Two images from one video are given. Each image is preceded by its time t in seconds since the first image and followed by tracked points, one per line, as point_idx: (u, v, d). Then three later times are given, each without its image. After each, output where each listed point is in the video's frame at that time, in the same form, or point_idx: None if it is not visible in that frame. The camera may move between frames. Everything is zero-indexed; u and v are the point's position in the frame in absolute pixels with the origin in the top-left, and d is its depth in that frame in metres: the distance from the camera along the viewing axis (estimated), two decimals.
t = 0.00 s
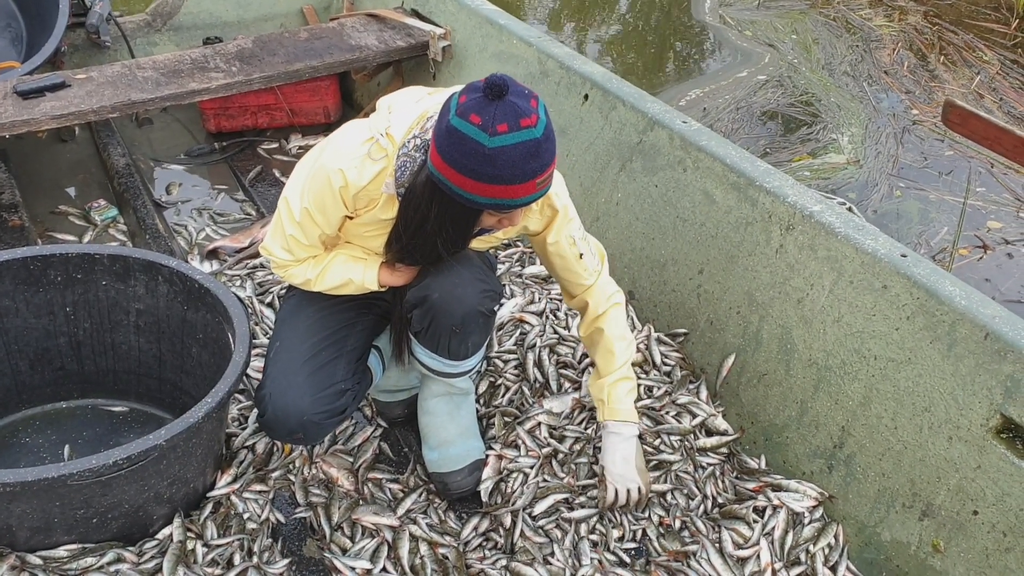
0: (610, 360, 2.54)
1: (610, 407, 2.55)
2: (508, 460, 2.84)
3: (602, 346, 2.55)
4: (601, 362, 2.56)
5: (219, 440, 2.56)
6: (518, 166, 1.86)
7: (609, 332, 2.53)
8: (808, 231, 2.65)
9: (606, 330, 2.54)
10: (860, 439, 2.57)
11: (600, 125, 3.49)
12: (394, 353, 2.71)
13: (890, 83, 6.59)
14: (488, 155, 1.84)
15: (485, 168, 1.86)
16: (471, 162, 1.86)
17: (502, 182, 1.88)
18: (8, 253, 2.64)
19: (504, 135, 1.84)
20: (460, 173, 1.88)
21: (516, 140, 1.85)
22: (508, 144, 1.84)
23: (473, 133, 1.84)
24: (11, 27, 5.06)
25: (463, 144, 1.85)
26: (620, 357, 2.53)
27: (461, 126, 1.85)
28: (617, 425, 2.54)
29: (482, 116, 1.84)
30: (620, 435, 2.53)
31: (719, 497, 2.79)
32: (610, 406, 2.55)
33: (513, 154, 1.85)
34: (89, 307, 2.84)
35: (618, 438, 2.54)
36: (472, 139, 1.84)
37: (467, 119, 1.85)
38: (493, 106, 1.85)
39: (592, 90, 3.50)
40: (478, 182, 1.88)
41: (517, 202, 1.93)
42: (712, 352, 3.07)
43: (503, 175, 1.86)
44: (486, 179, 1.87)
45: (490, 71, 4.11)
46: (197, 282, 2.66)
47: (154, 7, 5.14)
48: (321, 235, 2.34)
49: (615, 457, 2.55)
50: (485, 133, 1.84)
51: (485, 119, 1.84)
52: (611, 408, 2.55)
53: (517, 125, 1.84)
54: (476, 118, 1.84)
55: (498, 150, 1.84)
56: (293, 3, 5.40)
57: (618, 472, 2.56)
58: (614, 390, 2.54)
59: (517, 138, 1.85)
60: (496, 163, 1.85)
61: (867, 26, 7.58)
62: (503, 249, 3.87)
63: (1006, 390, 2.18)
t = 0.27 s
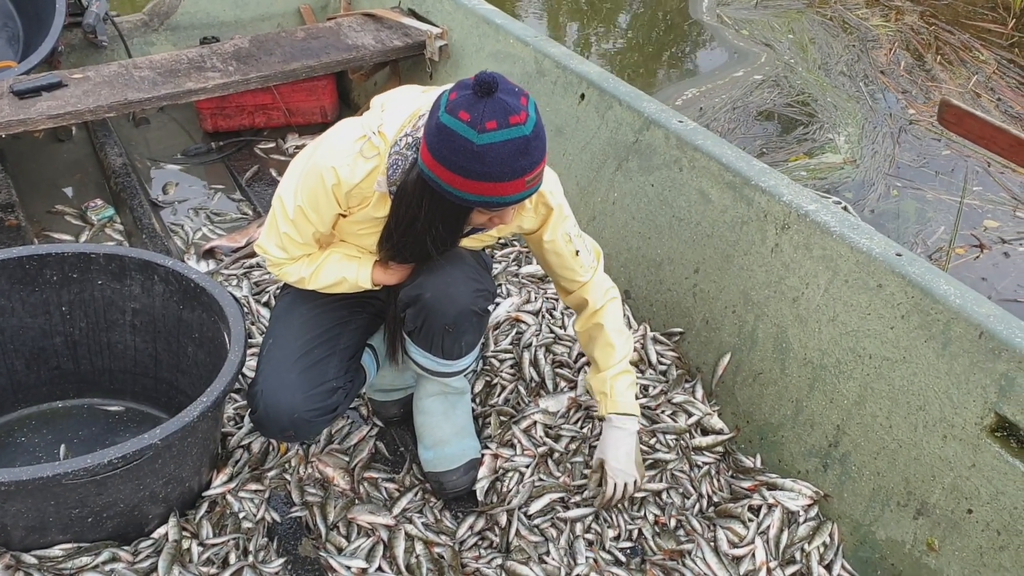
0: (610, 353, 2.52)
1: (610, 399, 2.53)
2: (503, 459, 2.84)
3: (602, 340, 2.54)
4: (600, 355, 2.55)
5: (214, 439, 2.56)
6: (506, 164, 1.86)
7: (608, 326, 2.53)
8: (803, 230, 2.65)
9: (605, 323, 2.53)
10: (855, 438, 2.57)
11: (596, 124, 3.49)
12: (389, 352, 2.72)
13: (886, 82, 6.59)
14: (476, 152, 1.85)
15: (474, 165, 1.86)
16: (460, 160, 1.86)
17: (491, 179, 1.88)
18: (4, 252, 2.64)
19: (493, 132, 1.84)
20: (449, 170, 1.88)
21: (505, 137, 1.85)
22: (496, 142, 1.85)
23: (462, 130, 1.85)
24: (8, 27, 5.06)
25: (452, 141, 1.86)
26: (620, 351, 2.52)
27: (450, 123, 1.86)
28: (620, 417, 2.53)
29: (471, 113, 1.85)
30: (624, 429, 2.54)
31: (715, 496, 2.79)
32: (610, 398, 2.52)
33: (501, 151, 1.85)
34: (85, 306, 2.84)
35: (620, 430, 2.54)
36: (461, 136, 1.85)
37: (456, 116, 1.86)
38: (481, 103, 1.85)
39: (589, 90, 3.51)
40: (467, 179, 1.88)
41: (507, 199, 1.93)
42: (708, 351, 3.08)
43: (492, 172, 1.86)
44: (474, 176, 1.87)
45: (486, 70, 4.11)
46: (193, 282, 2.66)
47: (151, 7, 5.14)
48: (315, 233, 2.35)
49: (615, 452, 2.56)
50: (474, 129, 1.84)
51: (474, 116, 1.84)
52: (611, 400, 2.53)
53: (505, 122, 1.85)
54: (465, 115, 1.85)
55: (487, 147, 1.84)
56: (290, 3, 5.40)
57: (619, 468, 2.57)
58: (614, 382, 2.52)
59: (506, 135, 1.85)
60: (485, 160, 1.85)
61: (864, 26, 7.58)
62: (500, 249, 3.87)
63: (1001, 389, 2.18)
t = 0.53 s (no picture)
0: (602, 353, 2.56)
1: (603, 400, 2.56)
2: (501, 457, 2.83)
3: (595, 341, 2.58)
4: (592, 355, 2.59)
5: (212, 438, 2.56)
6: (500, 158, 1.87)
7: (601, 326, 2.55)
8: (800, 229, 2.66)
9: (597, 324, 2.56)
10: (852, 436, 2.58)
11: (594, 123, 3.50)
12: (387, 350, 2.72)
13: (884, 82, 6.60)
14: (470, 146, 1.85)
15: (467, 159, 1.86)
16: (454, 154, 1.86)
17: (485, 173, 1.88)
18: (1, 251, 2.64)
19: (486, 126, 1.85)
20: (443, 164, 1.88)
21: (498, 132, 1.85)
22: (490, 136, 1.85)
23: (456, 124, 1.85)
24: (6, 26, 5.06)
25: (446, 136, 1.86)
26: (611, 351, 2.57)
27: (444, 118, 1.86)
28: (613, 417, 2.56)
29: (465, 107, 1.85)
30: (615, 427, 2.56)
31: (712, 495, 2.80)
32: (603, 399, 2.56)
33: (495, 145, 1.86)
34: (83, 305, 2.84)
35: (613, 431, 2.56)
36: (455, 130, 1.85)
37: (450, 110, 1.86)
38: (475, 97, 1.86)
39: (586, 89, 3.51)
40: (461, 173, 1.88)
41: (500, 194, 1.94)
42: (705, 350, 3.08)
43: (485, 166, 1.86)
44: (468, 171, 1.88)
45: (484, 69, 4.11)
46: (190, 280, 2.66)
47: (149, 6, 5.14)
48: (311, 231, 2.35)
49: (614, 451, 2.57)
50: (468, 123, 1.85)
51: (467, 110, 1.85)
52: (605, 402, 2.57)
53: (499, 117, 1.85)
54: (459, 109, 1.85)
55: (480, 142, 1.85)
56: (288, 2, 5.40)
57: (621, 468, 2.57)
58: (606, 383, 2.56)
59: (499, 130, 1.85)
60: (478, 155, 1.85)
61: (862, 25, 7.58)
62: (498, 248, 3.87)
63: (997, 387, 2.18)
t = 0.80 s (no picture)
0: (590, 368, 2.53)
1: (585, 417, 2.53)
2: (503, 458, 2.85)
3: (583, 354, 2.55)
4: (579, 370, 2.56)
5: (215, 438, 2.56)
6: (504, 158, 1.87)
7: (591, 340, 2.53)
8: (803, 230, 2.66)
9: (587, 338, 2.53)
10: (855, 437, 2.58)
11: (597, 124, 3.50)
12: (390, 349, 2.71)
13: (887, 82, 6.60)
14: (473, 146, 1.85)
15: (471, 159, 1.86)
16: (458, 153, 1.86)
17: (488, 173, 1.88)
18: (5, 251, 2.64)
19: (490, 126, 1.85)
20: (447, 164, 1.89)
21: (502, 132, 1.85)
22: (494, 136, 1.85)
23: (460, 124, 1.85)
24: (9, 26, 5.07)
25: (450, 135, 1.86)
26: (600, 367, 2.53)
27: (448, 117, 1.87)
28: (593, 435, 2.52)
29: (469, 107, 1.86)
30: (596, 447, 2.52)
31: (715, 496, 2.80)
32: (585, 416, 2.53)
33: (498, 145, 1.86)
34: (86, 305, 2.84)
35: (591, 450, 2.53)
36: (459, 130, 1.86)
37: (455, 110, 1.86)
38: (480, 97, 1.86)
39: (589, 89, 3.51)
40: (465, 173, 1.88)
41: (504, 194, 1.94)
42: (708, 350, 3.08)
43: (488, 166, 1.86)
44: (471, 170, 1.88)
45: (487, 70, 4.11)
46: (194, 281, 2.67)
47: (152, 6, 5.14)
48: (315, 231, 2.35)
49: (591, 470, 2.54)
50: (472, 123, 1.85)
51: (472, 110, 1.85)
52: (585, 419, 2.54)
53: (503, 117, 1.85)
54: (463, 109, 1.86)
55: (484, 141, 1.85)
56: (291, 2, 5.41)
57: (591, 486, 2.55)
58: (590, 400, 2.52)
59: (503, 130, 1.85)
60: (482, 154, 1.85)
61: (864, 25, 7.58)
62: (500, 248, 3.88)
63: (1001, 388, 2.18)
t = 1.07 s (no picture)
0: (592, 355, 2.54)
1: (588, 399, 2.53)
2: (504, 459, 2.85)
3: (585, 341, 2.55)
4: (580, 357, 2.56)
5: (216, 438, 2.56)
6: (503, 156, 1.87)
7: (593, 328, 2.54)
8: (804, 230, 2.66)
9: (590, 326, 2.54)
10: (856, 437, 2.58)
11: (598, 124, 3.50)
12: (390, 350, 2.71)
13: (887, 83, 6.60)
14: (472, 144, 1.85)
15: (470, 157, 1.86)
16: (457, 151, 1.87)
17: (487, 171, 1.88)
18: (6, 252, 2.65)
19: (489, 124, 1.85)
20: (445, 161, 1.89)
21: (501, 130, 1.85)
22: (493, 134, 1.85)
23: (459, 122, 1.86)
24: (10, 27, 5.07)
25: (450, 133, 1.87)
26: (602, 354, 2.54)
27: (448, 115, 1.87)
28: (598, 417, 2.52)
29: (469, 105, 1.86)
30: (601, 428, 2.51)
31: (716, 496, 2.80)
32: (588, 398, 2.53)
33: (497, 143, 1.86)
34: (87, 306, 2.84)
35: (597, 430, 2.51)
36: (458, 128, 1.86)
37: (454, 108, 1.87)
38: (480, 95, 1.86)
39: (590, 90, 3.51)
40: (463, 171, 1.89)
41: (502, 193, 1.94)
42: (709, 351, 3.08)
43: (487, 164, 1.87)
44: (470, 168, 1.88)
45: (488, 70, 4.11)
46: (195, 281, 2.67)
47: (153, 7, 5.14)
48: (317, 230, 2.35)
49: (597, 450, 2.49)
50: (471, 121, 1.85)
51: (471, 108, 1.85)
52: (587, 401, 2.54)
53: (502, 115, 1.85)
54: (463, 107, 1.86)
55: (483, 140, 1.85)
56: (292, 3, 5.41)
57: (601, 467, 2.48)
58: (593, 383, 2.53)
59: (502, 128, 1.86)
60: (480, 153, 1.86)
61: (865, 26, 7.59)
62: (501, 249, 3.88)
63: (1002, 389, 2.18)
